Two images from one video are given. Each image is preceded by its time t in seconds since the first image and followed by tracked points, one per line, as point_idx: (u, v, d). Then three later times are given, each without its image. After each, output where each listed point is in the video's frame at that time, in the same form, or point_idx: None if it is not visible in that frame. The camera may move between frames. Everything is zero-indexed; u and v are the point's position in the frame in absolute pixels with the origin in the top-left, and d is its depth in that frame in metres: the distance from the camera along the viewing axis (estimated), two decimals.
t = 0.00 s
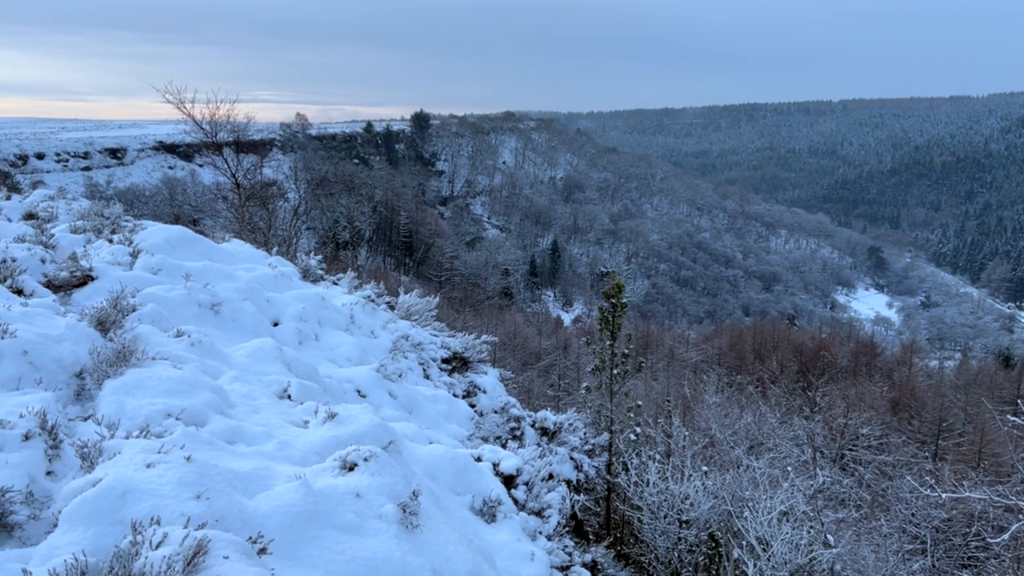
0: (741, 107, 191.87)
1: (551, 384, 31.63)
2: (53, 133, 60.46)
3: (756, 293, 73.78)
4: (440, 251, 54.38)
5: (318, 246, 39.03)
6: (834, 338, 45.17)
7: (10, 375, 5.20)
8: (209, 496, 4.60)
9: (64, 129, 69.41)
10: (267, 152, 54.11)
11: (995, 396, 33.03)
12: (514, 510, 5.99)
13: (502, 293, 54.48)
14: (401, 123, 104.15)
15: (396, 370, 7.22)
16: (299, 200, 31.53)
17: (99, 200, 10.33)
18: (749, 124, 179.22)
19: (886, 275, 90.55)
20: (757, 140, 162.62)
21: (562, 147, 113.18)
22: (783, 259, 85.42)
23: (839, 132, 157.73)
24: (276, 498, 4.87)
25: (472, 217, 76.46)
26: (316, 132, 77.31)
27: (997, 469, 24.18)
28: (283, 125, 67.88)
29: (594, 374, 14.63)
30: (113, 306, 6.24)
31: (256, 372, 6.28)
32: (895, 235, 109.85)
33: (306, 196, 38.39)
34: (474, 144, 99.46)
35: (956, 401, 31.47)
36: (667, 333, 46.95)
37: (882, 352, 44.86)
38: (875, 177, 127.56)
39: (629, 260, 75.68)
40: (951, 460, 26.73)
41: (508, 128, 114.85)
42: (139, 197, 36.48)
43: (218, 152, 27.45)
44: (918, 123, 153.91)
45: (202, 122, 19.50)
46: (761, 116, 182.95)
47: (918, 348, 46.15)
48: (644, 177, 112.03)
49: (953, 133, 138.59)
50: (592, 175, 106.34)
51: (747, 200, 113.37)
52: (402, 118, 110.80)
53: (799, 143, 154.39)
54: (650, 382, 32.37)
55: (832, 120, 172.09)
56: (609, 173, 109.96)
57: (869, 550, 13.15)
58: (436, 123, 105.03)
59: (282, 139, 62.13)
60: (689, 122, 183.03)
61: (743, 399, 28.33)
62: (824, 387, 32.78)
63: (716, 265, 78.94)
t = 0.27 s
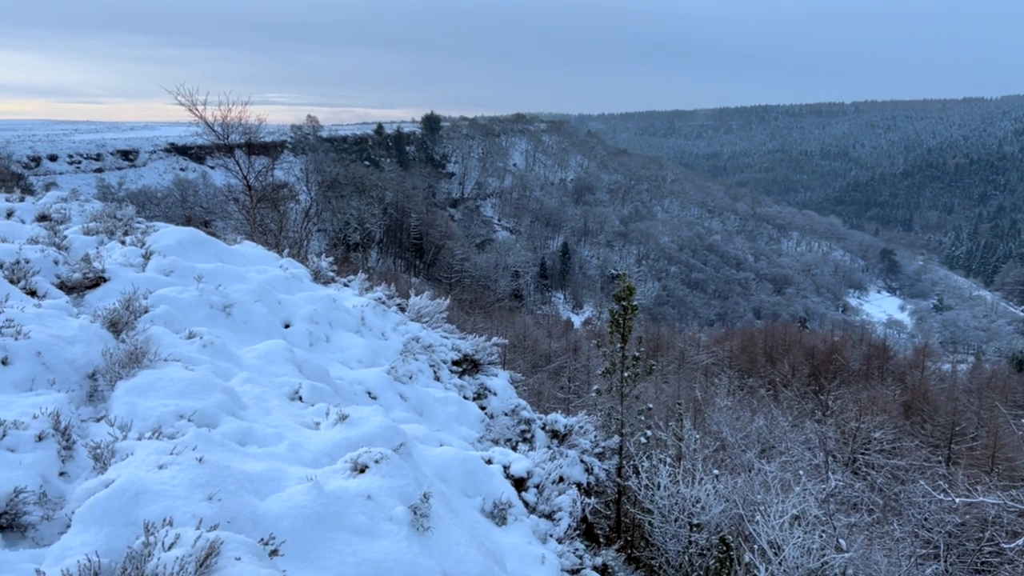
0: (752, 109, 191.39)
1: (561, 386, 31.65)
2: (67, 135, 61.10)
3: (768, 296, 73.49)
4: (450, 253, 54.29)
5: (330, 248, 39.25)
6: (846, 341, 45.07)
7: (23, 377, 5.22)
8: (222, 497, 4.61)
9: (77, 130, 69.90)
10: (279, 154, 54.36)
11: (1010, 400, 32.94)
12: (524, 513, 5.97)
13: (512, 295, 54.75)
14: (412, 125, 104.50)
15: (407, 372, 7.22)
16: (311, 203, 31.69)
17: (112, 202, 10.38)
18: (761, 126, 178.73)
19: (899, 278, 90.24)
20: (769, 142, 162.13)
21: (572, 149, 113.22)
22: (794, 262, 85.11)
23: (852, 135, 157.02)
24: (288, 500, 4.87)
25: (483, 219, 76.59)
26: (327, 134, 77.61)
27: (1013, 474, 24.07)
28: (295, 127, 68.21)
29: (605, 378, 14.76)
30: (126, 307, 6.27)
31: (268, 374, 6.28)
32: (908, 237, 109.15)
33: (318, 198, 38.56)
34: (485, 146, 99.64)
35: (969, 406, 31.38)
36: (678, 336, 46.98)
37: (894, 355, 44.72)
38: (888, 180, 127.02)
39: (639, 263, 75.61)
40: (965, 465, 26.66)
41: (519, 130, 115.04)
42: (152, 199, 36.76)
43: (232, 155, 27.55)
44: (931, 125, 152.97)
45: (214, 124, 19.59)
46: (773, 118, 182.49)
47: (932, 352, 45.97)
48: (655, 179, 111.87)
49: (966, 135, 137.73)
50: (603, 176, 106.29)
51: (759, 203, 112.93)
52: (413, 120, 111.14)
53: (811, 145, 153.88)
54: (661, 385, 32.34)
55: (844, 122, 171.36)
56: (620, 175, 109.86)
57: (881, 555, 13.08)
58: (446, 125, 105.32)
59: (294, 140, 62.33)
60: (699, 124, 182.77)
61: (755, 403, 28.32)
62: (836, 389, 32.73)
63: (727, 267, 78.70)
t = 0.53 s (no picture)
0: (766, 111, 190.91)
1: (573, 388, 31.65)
2: (82, 137, 61.69)
3: (781, 299, 73.07)
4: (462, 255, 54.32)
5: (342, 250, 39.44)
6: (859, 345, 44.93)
7: (37, 378, 5.26)
8: (235, 500, 4.61)
9: (91, 133, 70.53)
10: (292, 157, 54.60)
11: None
12: (536, 516, 5.95)
13: (524, 298, 54.97)
14: (423, 128, 104.87)
15: (419, 375, 7.20)
16: (326, 206, 31.83)
17: (126, 204, 10.44)
18: (774, 129, 178.29)
19: (913, 281, 89.96)
20: (783, 145, 161.71)
21: (584, 152, 113.32)
22: (807, 265, 84.75)
23: (865, 137, 156.23)
24: (300, 502, 4.87)
25: (494, 222, 76.70)
26: (339, 137, 77.99)
27: None
28: (308, 129, 68.51)
29: (617, 381, 14.63)
30: (140, 309, 6.30)
31: (281, 376, 6.29)
32: (922, 241, 108.39)
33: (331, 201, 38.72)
34: (496, 149, 99.88)
35: (984, 410, 31.23)
36: (690, 339, 46.97)
37: (908, 359, 44.51)
38: (902, 183, 126.46)
39: (651, 266, 75.49)
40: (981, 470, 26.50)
41: (530, 133, 115.14)
42: (164, 201, 37.04)
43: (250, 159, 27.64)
44: (945, 127, 151.82)
45: (227, 127, 19.68)
46: (787, 121, 182.03)
47: (946, 356, 45.64)
48: (667, 182, 111.64)
49: (981, 138, 136.76)
50: (615, 179, 106.26)
51: (773, 206, 112.40)
52: (424, 123, 111.61)
53: (825, 148, 153.33)
54: (673, 388, 32.31)
55: (857, 124, 170.56)
56: (631, 178, 109.64)
57: (895, 560, 12.98)
58: (458, 128, 105.53)
59: (306, 142, 62.56)
60: (711, 126, 182.53)
61: (768, 406, 28.24)
62: (850, 393, 32.65)
63: (739, 270, 78.36)
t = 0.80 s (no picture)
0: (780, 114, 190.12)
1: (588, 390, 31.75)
2: (98, 140, 62.49)
3: (795, 303, 72.69)
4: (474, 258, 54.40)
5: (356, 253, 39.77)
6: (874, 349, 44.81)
7: (55, 381, 5.29)
8: (250, 502, 4.62)
9: (107, 137, 71.25)
10: (306, 160, 55.01)
11: None
12: (550, 520, 5.92)
13: (536, 301, 55.21)
14: (436, 130, 105.30)
15: (432, 378, 7.16)
16: (340, 209, 32.17)
17: (141, 207, 10.52)
18: (788, 131, 177.66)
19: (929, 285, 89.61)
20: (798, 147, 161.05)
21: (597, 154, 113.41)
22: (821, 268, 84.33)
23: (881, 140, 155.20)
24: (314, 505, 4.88)
25: (507, 224, 76.83)
26: (353, 140, 78.43)
27: None
28: (321, 133, 68.90)
29: (630, 384, 14.58)
30: (155, 311, 6.33)
31: (295, 378, 6.30)
32: (938, 245, 107.50)
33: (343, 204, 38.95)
34: (509, 152, 100.13)
35: (1000, 416, 31.03)
36: (703, 343, 47.03)
37: (923, 363, 44.28)
38: (917, 186, 125.68)
39: (664, 268, 75.38)
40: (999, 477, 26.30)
41: (543, 136, 115.11)
42: (179, 204, 37.57)
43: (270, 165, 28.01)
44: (962, 129, 150.49)
45: (242, 130, 19.80)
46: (801, 123, 181.37)
47: (962, 361, 45.29)
48: (681, 184, 111.36)
49: (998, 140, 135.46)
50: (628, 182, 106.14)
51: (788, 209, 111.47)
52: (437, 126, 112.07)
53: (840, 151, 152.51)
54: (688, 393, 32.37)
55: (872, 127, 169.52)
56: (645, 180, 109.48)
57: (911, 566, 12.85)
58: (471, 131, 106.04)
59: (320, 147, 63.10)
60: (726, 129, 182.11)
61: (783, 410, 28.15)
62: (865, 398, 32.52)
63: (753, 273, 78.07)
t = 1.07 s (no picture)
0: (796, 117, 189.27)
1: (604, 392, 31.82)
2: (116, 143, 63.34)
3: (811, 307, 72.46)
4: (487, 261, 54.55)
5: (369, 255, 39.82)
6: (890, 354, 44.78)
7: (73, 383, 5.32)
8: (267, 504, 4.63)
9: (124, 139, 72.04)
10: (322, 164, 55.31)
11: None
12: (565, 524, 5.90)
13: (549, 304, 55.38)
14: (450, 134, 105.86)
15: (447, 381, 7.12)
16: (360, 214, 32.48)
17: (158, 210, 10.60)
18: (804, 134, 176.85)
19: (946, 290, 89.22)
20: (814, 150, 160.34)
21: (612, 158, 113.52)
22: (837, 273, 83.94)
23: (897, 143, 154.18)
24: (331, 507, 4.89)
25: (520, 228, 77.04)
26: (368, 143, 78.92)
27: None
28: (336, 137, 69.31)
29: (644, 389, 13.84)
30: (172, 314, 6.35)
31: (310, 381, 6.30)
32: (955, 249, 106.56)
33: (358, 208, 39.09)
34: (524, 155, 100.49)
35: (1019, 422, 30.91)
36: (718, 346, 47.09)
37: (940, 369, 44.13)
38: (935, 190, 124.77)
39: (679, 272, 75.47)
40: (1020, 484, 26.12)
41: (558, 138, 115.39)
42: (196, 207, 38.03)
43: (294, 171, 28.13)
44: (979, 133, 149.16)
45: (258, 133, 19.92)
46: (817, 126, 180.60)
47: (979, 366, 45.02)
48: (695, 188, 111.09)
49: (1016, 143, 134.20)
50: (643, 185, 105.99)
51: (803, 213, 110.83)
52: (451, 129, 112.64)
53: (856, 154, 151.64)
54: (705, 398, 32.41)
55: (889, 131, 168.43)
56: (659, 184, 109.26)
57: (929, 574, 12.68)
58: (485, 134, 106.58)
59: (335, 151, 63.22)
60: (741, 131, 181.59)
61: (800, 414, 28.12)
62: (882, 404, 32.46)
63: (769, 277, 77.71)
